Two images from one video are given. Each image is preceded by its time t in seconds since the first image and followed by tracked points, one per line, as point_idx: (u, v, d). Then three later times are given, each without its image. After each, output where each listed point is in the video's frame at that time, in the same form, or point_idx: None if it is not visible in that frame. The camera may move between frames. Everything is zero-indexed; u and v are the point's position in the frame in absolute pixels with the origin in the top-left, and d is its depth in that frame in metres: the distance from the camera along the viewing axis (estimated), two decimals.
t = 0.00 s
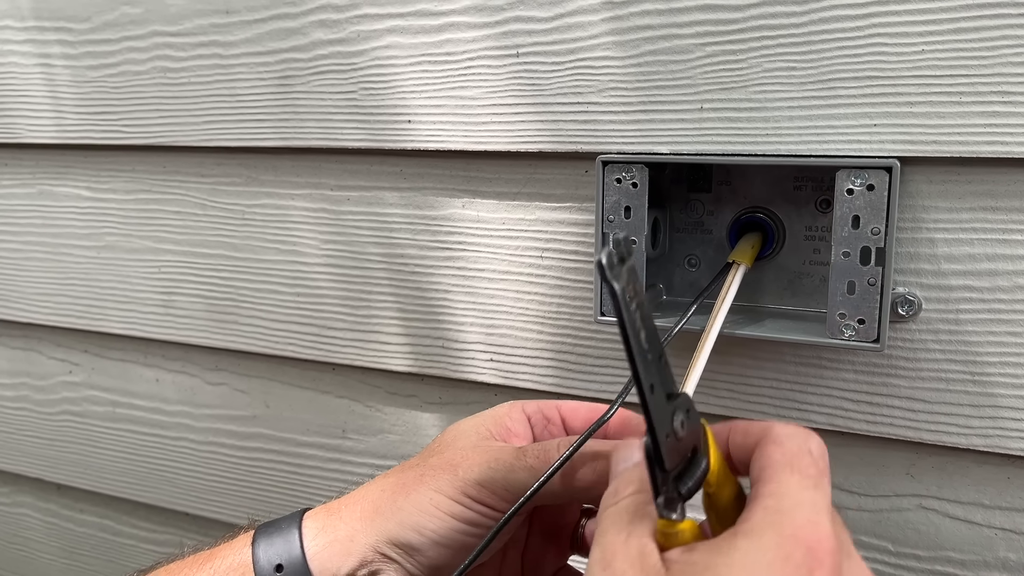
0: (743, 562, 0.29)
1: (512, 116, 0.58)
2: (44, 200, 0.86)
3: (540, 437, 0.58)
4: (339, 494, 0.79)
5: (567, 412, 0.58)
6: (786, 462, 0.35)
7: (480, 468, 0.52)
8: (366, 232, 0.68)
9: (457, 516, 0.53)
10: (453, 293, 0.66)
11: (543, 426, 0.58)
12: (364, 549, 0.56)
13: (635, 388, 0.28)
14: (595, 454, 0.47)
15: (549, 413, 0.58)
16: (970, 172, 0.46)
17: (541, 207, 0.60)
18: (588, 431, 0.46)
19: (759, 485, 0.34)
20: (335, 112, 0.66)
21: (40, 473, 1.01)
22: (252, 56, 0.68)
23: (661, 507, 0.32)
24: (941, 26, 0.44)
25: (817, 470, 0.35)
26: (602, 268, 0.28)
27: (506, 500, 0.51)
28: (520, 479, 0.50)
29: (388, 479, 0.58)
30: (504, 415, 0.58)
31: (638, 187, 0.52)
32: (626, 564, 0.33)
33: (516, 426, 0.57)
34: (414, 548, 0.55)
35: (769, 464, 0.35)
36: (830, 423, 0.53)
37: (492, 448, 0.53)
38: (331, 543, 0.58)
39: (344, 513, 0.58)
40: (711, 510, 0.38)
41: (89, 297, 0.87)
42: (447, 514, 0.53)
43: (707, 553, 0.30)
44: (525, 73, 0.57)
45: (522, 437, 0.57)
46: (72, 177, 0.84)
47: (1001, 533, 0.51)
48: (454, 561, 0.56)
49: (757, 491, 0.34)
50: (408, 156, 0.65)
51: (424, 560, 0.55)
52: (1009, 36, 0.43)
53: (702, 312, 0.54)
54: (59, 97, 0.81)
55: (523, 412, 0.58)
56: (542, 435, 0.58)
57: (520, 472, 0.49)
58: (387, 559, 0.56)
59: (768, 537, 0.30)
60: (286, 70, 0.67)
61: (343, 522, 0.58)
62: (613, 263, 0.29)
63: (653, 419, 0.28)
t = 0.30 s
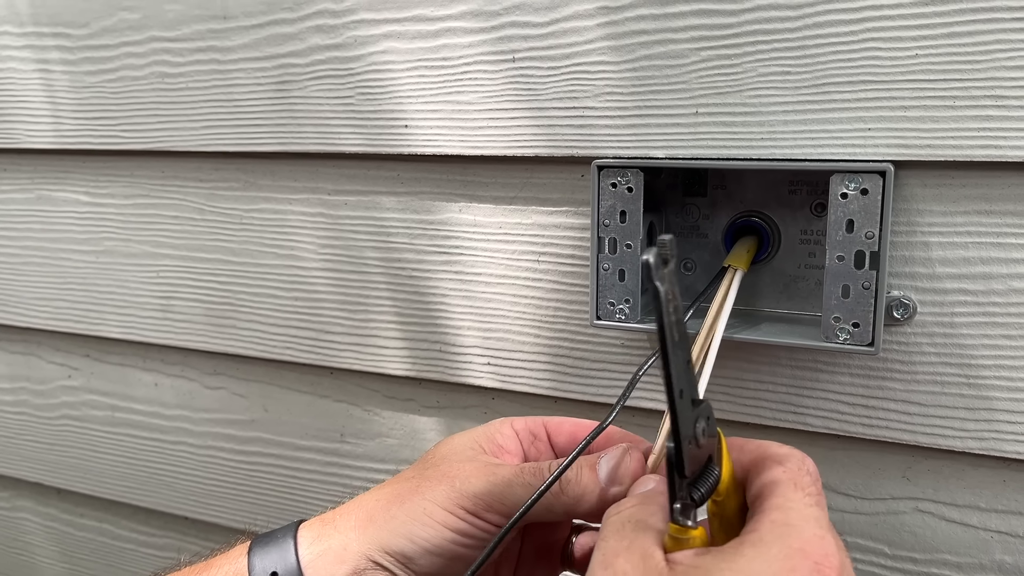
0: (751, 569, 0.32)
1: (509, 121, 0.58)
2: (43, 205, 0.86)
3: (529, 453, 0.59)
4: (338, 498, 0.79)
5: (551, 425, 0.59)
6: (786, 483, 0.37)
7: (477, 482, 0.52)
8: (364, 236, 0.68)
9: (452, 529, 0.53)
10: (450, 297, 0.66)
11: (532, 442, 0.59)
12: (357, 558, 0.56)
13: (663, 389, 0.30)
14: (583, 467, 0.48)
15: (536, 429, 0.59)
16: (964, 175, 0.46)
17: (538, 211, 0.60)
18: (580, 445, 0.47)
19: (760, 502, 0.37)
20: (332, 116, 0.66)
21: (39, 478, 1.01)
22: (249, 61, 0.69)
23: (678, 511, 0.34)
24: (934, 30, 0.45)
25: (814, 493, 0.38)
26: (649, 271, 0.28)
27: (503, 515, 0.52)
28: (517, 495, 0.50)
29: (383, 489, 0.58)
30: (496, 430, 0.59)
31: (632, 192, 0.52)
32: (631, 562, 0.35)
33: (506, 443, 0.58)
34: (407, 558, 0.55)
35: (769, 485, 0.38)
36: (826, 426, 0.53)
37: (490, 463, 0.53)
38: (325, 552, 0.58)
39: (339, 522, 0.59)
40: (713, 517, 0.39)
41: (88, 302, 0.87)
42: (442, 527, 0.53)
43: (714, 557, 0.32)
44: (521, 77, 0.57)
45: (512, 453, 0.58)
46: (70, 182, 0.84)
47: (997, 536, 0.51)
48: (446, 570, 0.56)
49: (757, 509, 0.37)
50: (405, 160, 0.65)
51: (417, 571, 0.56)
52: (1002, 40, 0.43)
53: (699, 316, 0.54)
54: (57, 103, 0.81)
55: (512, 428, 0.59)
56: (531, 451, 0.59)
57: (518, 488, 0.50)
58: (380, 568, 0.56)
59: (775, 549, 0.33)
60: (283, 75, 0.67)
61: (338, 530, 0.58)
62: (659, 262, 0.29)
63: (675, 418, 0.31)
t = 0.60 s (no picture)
0: (769, 469, 0.32)
1: (508, 123, 0.58)
2: (43, 209, 0.86)
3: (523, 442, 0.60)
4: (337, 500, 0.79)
5: (548, 419, 0.59)
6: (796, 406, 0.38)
7: (465, 468, 0.52)
8: (363, 238, 0.68)
9: (442, 517, 0.53)
10: (449, 299, 0.66)
11: (526, 434, 0.59)
12: (350, 551, 0.56)
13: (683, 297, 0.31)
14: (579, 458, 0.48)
15: (530, 421, 0.59)
16: (963, 176, 0.46)
17: (537, 213, 0.60)
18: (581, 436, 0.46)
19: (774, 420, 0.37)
20: (331, 119, 0.66)
21: (39, 481, 1.01)
22: (248, 64, 0.69)
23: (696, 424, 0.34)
24: (932, 31, 0.45)
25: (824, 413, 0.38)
26: (665, 185, 0.31)
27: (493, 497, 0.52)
28: (506, 479, 0.51)
29: (373, 483, 0.58)
30: (489, 422, 0.59)
31: (631, 194, 0.52)
32: (648, 469, 0.35)
33: (500, 434, 0.59)
34: (398, 549, 0.55)
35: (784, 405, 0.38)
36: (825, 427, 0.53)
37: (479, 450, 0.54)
38: (318, 546, 0.58)
39: (330, 516, 0.59)
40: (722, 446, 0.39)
41: (88, 305, 0.87)
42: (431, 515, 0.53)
43: (731, 460, 0.33)
44: (519, 80, 0.57)
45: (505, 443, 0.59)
46: (70, 185, 0.84)
47: (996, 538, 0.51)
48: (439, 560, 0.57)
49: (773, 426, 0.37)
50: (404, 163, 0.65)
51: (409, 561, 0.56)
52: (1000, 41, 0.43)
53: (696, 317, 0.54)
54: (57, 106, 0.81)
55: (506, 420, 0.59)
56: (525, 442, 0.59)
57: (508, 469, 0.51)
58: (372, 560, 0.56)
59: (793, 448, 0.33)
60: (283, 77, 0.67)
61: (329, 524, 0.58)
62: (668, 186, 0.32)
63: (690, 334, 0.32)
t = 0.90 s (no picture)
0: (788, 442, 0.34)
1: (502, 126, 0.58)
2: (38, 212, 0.86)
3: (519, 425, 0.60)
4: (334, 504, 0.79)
5: (546, 403, 0.59)
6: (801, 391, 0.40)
7: (467, 461, 0.52)
8: (358, 242, 0.68)
9: (447, 513, 0.53)
10: (444, 303, 0.65)
11: (523, 416, 0.59)
12: (358, 552, 0.55)
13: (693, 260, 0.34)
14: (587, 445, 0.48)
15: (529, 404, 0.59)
16: (959, 179, 0.46)
17: (532, 216, 0.60)
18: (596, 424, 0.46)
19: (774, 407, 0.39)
20: (326, 122, 0.66)
21: (36, 485, 1.01)
22: (243, 67, 0.68)
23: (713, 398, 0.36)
24: (928, 33, 0.44)
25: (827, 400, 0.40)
26: (682, 168, 0.36)
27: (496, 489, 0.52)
28: (509, 470, 0.50)
29: (374, 482, 0.57)
30: (487, 407, 0.59)
31: (626, 198, 0.52)
32: (672, 445, 0.35)
33: (499, 417, 0.58)
34: (409, 548, 0.55)
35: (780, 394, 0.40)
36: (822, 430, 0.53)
37: (478, 439, 0.53)
38: (325, 549, 0.57)
39: (334, 516, 0.58)
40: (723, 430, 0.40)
41: (84, 309, 0.87)
42: (437, 512, 0.53)
43: (753, 436, 0.34)
44: (514, 82, 0.57)
45: (506, 426, 0.58)
46: (66, 189, 0.84)
47: (995, 542, 0.50)
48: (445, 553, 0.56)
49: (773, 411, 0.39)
50: (399, 166, 0.65)
51: (417, 557, 0.56)
52: (995, 43, 0.43)
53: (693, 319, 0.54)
54: (52, 109, 0.80)
55: (505, 402, 0.59)
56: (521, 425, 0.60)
57: (510, 460, 0.50)
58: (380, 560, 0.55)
59: (807, 424, 0.35)
60: (278, 80, 0.67)
61: (334, 525, 0.58)
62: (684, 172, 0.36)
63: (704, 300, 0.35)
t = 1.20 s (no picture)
0: (792, 435, 0.34)
1: (500, 130, 0.58)
2: (38, 216, 0.86)
3: (508, 412, 0.60)
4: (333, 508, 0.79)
5: (534, 391, 0.59)
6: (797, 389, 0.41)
7: (462, 465, 0.52)
8: (357, 246, 0.68)
9: (439, 514, 0.53)
10: (443, 307, 0.65)
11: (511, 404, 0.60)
12: (349, 543, 0.56)
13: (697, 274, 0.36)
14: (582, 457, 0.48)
15: (518, 395, 0.59)
16: (956, 183, 0.46)
17: (531, 220, 0.60)
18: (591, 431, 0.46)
19: (769, 403, 0.40)
20: (325, 126, 0.66)
21: (36, 489, 1.01)
22: (242, 71, 0.69)
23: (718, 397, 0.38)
24: (925, 37, 0.45)
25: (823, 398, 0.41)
26: (688, 174, 0.35)
27: (489, 497, 0.52)
28: (504, 480, 0.50)
29: (367, 472, 0.57)
30: (478, 395, 0.58)
31: (624, 202, 0.52)
32: (680, 444, 0.36)
33: (491, 408, 0.58)
34: (399, 546, 0.55)
35: (775, 391, 0.41)
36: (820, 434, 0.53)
37: (474, 441, 0.52)
38: (316, 537, 0.58)
39: (325, 505, 0.58)
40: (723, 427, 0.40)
41: (83, 312, 0.87)
42: (429, 513, 0.53)
43: (757, 431, 0.35)
44: (512, 87, 0.57)
45: (497, 418, 0.58)
46: (65, 193, 0.84)
47: (993, 546, 0.50)
48: (436, 552, 0.57)
49: (770, 407, 0.39)
50: (398, 170, 0.65)
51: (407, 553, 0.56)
52: (991, 48, 0.43)
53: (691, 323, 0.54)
54: (51, 113, 0.81)
55: (494, 391, 0.59)
56: (509, 411, 0.60)
57: (504, 471, 0.50)
58: (371, 552, 0.56)
59: (806, 418, 0.36)
60: (276, 84, 0.67)
61: (326, 517, 0.58)
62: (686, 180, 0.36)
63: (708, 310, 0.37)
